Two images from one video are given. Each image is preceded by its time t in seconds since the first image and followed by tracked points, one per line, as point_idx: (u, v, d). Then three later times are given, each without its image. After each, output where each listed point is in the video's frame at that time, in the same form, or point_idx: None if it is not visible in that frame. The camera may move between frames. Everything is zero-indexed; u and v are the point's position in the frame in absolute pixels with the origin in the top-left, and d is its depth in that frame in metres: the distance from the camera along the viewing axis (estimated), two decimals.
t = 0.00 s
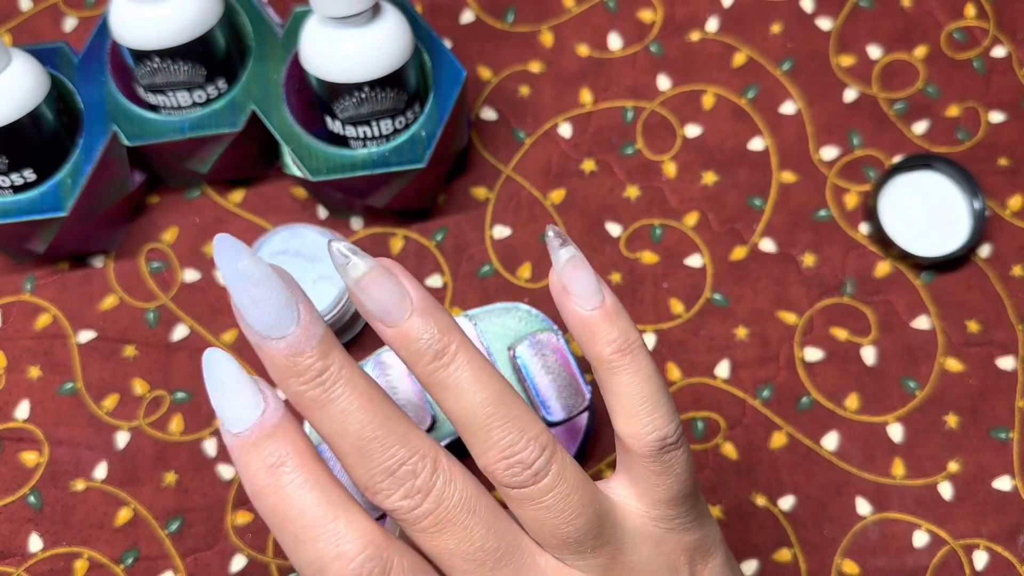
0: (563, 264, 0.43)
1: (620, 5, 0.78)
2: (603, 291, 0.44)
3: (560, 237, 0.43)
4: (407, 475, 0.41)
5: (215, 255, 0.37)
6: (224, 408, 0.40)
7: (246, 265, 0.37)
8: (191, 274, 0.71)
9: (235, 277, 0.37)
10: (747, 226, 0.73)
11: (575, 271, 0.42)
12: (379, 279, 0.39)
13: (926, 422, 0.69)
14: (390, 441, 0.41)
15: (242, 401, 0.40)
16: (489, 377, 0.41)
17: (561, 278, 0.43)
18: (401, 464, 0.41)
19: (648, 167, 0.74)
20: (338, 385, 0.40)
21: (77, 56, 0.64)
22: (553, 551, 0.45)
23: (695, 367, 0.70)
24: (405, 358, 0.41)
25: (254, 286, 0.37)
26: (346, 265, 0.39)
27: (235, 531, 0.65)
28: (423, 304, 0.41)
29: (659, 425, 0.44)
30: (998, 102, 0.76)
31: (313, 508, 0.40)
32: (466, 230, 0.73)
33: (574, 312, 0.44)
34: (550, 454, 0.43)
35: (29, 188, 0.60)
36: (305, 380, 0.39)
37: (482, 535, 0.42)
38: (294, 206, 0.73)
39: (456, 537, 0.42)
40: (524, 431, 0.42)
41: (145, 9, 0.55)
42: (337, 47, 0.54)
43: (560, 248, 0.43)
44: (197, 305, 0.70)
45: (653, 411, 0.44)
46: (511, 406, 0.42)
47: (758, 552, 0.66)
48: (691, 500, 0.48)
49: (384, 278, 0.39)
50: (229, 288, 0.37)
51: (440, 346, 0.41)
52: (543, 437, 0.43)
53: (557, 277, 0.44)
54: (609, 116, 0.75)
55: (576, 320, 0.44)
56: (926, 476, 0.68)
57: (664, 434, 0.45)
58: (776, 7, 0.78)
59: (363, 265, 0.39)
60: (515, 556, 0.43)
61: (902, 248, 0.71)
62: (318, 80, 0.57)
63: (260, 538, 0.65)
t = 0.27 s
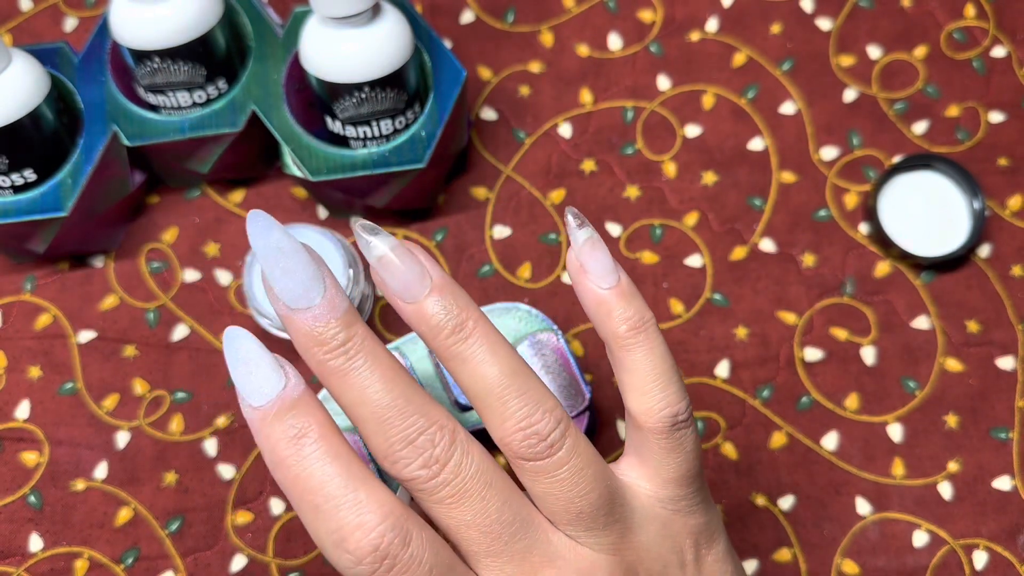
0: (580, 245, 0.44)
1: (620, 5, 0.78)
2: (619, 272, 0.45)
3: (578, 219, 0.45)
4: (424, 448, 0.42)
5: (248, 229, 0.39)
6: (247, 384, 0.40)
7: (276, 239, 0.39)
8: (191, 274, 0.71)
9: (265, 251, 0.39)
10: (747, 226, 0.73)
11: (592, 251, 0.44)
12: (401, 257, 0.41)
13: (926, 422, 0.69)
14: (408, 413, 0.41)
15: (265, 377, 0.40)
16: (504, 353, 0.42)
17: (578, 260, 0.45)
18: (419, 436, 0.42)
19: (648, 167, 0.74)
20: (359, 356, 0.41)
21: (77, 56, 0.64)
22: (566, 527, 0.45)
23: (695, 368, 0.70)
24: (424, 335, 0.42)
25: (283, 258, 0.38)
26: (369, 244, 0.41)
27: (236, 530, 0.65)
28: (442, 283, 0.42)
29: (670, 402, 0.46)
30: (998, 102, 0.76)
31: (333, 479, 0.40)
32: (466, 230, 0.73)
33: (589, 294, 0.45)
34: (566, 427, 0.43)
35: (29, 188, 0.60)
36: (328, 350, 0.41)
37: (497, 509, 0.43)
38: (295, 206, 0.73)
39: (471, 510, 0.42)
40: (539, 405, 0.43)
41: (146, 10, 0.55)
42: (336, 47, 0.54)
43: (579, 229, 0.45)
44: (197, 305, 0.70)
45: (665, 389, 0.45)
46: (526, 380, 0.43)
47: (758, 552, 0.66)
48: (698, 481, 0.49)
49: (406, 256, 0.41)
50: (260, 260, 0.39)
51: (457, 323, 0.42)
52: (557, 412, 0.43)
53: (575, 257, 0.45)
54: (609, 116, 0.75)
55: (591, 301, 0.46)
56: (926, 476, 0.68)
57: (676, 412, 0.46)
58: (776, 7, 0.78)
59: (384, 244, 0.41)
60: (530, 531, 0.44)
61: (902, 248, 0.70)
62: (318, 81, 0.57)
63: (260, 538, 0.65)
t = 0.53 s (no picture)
0: (575, 247, 0.44)
1: (620, 5, 0.78)
2: (613, 274, 0.45)
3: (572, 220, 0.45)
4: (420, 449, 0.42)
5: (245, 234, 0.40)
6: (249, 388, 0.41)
7: (271, 241, 0.40)
8: (191, 274, 0.71)
9: (261, 251, 0.39)
10: (747, 226, 0.73)
11: (586, 252, 0.44)
12: (395, 260, 0.41)
13: (926, 422, 0.69)
14: (404, 414, 0.41)
15: (266, 380, 0.41)
16: (499, 355, 0.42)
17: (573, 260, 0.45)
18: (415, 438, 0.42)
19: (648, 167, 0.74)
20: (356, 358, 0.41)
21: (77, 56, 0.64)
22: (562, 529, 0.45)
23: (695, 368, 0.70)
24: (417, 337, 0.42)
25: (279, 259, 0.39)
26: (363, 247, 0.41)
27: (235, 530, 0.65)
28: (435, 285, 0.42)
29: (665, 403, 0.46)
30: (998, 102, 0.76)
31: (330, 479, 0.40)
32: (466, 230, 0.73)
33: (584, 294, 0.45)
34: (561, 428, 0.43)
35: (29, 188, 0.60)
36: (325, 352, 0.41)
37: (492, 510, 0.43)
38: (295, 206, 0.73)
39: (467, 511, 0.43)
40: (534, 406, 0.43)
41: (145, 10, 0.55)
42: (337, 47, 0.54)
43: (573, 231, 0.45)
44: (197, 304, 0.70)
45: (660, 390, 0.45)
46: (521, 381, 0.43)
47: (758, 552, 0.66)
48: (693, 482, 0.49)
49: (399, 259, 0.41)
50: (256, 262, 0.39)
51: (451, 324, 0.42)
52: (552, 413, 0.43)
53: (569, 258, 0.45)
54: (609, 116, 0.75)
55: (587, 301, 0.46)
56: (926, 476, 0.68)
57: (671, 413, 0.46)
58: (776, 7, 0.78)
59: (378, 247, 0.41)
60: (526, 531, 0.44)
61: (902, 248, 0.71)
62: (318, 81, 0.57)
63: (260, 538, 0.65)
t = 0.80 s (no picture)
0: (576, 247, 0.44)
1: (620, 5, 0.78)
2: (616, 274, 0.45)
3: (574, 220, 0.45)
4: (423, 449, 0.42)
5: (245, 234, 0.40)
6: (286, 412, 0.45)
7: (274, 241, 0.40)
8: (191, 274, 0.71)
9: (263, 251, 0.39)
10: (747, 226, 0.73)
11: (588, 253, 0.44)
12: (394, 262, 0.41)
13: (926, 422, 0.69)
14: (406, 415, 0.41)
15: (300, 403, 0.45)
16: (500, 357, 0.42)
17: (574, 261, 0.45)
18: (417, 437, 0.42)
19: (648, 167, 0.74)
20: (358, 358, 0.41)
21: (77, 56, 0.64)
22: (564, 529, 0.45)
23: (695, 368, 0.70)
24: (418, 340, 0.42)
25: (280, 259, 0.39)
26: (362, 250, 0.41)
27: (235, 530, 0.65)
28: (434, 289, 0.42)
29: (668, 403, 0.46)
30: (997, 102, 0.76)
31: (339, 478, 0.40)
32: (466, 230, 0.73)
33: (587, 296, 0.45)
34: (563, 428, 0.43)
35: (29, 188, 0.60)
36: (328, 353, 0.40)
37: (495, 510, 0.43)
38: (295, 206, 0.73)
39: (471, 510, 0.43)
40: (536, 408, 0.43)
41: (145, 10, 0.55)
42: (336, 47, 0.54)
43: (574, 231, 0.45)
44: (197, 304, 0.70)
45: (663, 391, 0.45)
46: (522, 382, 0.43)
47: (758, 552, 0.66)
48: (693, 483, 0.49)
49: (399, 261, 0.41)
50: (258, 262, 0.39)
51: (452, 327, 0.42)
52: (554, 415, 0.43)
53: (571, 259, 0.45)
54: (609, 116, 0.75)
55: (588, 302, 0.45)
56: (926, 476, 0.68)
57: (673, 413, 0.46)
58: (776, 7, 0.78)
59: (378, 249, 0.41)
60: (528, 531, 0.44)
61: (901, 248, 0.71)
62: (318, 81, 0.57)
63: (260, 538, 0.65)
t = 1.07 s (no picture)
0: (586, 246, 0.45)
1: (620, 5, 0.78)
2: (625, 274, 0.45)
3: (585, 220, 0.46)
4: (426, 449, 0.42)
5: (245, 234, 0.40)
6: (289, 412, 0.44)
7: (274, 239, 0.40)
8: (191, 274, 0.71)
9: (263, 250, 0.40)
10: (747, 226, 0.73)
11: (597, 251, 0.45)
12: (397, 260, 0.41)
13: (926, 422, 0.69)
14: (409, 415, 0.41)
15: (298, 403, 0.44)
16: (503, 357, 0.42)
17: (584, 260, 0.45)
18: (419, 438, 0.42)
19: (648, 167, 0.74)
20: (359, 359, 0.41)
21: (77, 57, 0.64)
22: (566, 529, 0.45)
23: (695, 368, 0.70)
24: (423, 339, 0.42)
25: (279, 258, 0.39)
26: (366, 247, 0.42)
27: (235, 530, 0.65)
28: (438, 288, 0.42)
29: (675, 405, 0.46)
30: (997, 102, 0.76)
31: (341, 476, 0.40)
32: (466, 230, 0.73)
33: (596, 294, 0.46)
34: (566, 429, 0.43)
35: (29, 188, 0.60)
36: (330, 353, 0.41)
37: (497, 510, 0.43)
38: (295, 206, 0.73)
39: (473, 511, 0.43)
40: (539, 408, 0.43)
41: (145, 10, 0.55)
42: (336, 47, 0.54)
43: (584, 230, 0.45)
44: (198, 304, 0.70)
45: (670, 392, 0.45)
46: (525, 382, 0.43)
47: (758, 552, 0.66)
48: (698, 485, 0.49)
49: (402, 259, 0.42)
50: (259, 261, 0.40)
51: (457, 326, 0.42)
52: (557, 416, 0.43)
53: (581, 258, 0.46)
54: (609, 116, 0.75)
55: (597, 301, 0.46)
56: (926, 476, 0.68)
57: (681, 415, 0.46)
58: (775, 7, 0.78)
59: (381, 246, 0.42)
60: (530, 532, 0.44)
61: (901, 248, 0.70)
62: (318, 81, 0.57)
63: (260, 538, 0.65)
